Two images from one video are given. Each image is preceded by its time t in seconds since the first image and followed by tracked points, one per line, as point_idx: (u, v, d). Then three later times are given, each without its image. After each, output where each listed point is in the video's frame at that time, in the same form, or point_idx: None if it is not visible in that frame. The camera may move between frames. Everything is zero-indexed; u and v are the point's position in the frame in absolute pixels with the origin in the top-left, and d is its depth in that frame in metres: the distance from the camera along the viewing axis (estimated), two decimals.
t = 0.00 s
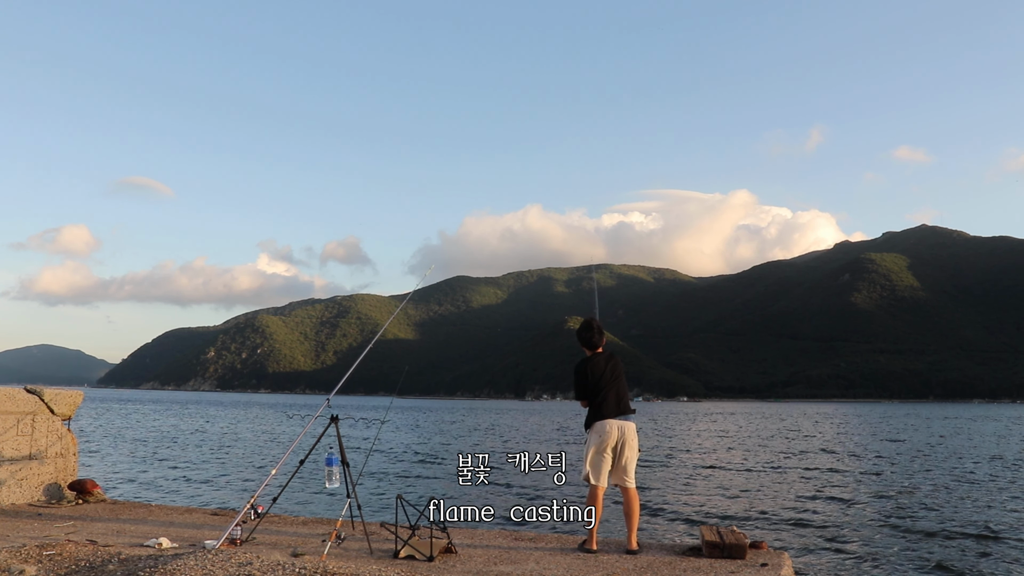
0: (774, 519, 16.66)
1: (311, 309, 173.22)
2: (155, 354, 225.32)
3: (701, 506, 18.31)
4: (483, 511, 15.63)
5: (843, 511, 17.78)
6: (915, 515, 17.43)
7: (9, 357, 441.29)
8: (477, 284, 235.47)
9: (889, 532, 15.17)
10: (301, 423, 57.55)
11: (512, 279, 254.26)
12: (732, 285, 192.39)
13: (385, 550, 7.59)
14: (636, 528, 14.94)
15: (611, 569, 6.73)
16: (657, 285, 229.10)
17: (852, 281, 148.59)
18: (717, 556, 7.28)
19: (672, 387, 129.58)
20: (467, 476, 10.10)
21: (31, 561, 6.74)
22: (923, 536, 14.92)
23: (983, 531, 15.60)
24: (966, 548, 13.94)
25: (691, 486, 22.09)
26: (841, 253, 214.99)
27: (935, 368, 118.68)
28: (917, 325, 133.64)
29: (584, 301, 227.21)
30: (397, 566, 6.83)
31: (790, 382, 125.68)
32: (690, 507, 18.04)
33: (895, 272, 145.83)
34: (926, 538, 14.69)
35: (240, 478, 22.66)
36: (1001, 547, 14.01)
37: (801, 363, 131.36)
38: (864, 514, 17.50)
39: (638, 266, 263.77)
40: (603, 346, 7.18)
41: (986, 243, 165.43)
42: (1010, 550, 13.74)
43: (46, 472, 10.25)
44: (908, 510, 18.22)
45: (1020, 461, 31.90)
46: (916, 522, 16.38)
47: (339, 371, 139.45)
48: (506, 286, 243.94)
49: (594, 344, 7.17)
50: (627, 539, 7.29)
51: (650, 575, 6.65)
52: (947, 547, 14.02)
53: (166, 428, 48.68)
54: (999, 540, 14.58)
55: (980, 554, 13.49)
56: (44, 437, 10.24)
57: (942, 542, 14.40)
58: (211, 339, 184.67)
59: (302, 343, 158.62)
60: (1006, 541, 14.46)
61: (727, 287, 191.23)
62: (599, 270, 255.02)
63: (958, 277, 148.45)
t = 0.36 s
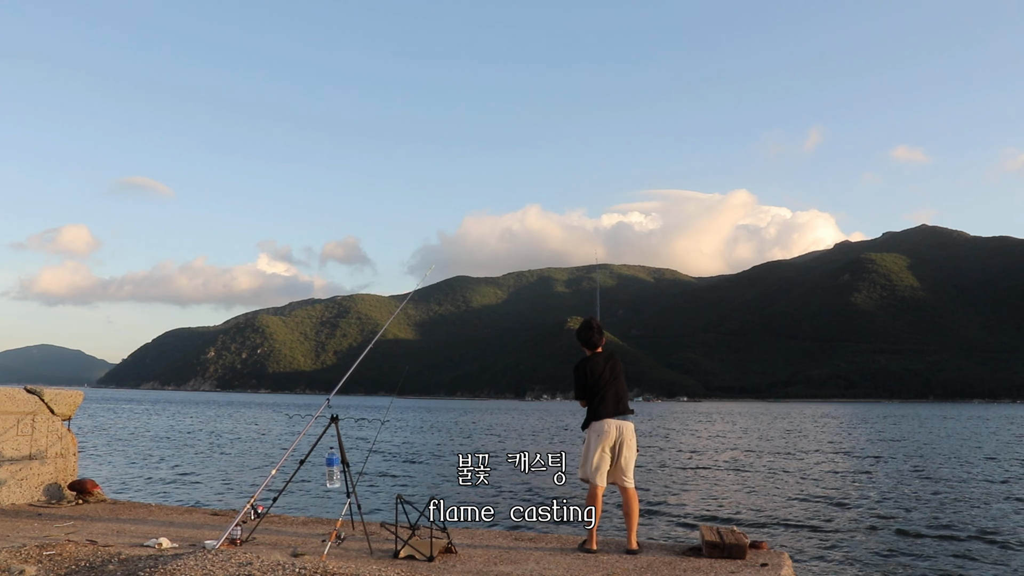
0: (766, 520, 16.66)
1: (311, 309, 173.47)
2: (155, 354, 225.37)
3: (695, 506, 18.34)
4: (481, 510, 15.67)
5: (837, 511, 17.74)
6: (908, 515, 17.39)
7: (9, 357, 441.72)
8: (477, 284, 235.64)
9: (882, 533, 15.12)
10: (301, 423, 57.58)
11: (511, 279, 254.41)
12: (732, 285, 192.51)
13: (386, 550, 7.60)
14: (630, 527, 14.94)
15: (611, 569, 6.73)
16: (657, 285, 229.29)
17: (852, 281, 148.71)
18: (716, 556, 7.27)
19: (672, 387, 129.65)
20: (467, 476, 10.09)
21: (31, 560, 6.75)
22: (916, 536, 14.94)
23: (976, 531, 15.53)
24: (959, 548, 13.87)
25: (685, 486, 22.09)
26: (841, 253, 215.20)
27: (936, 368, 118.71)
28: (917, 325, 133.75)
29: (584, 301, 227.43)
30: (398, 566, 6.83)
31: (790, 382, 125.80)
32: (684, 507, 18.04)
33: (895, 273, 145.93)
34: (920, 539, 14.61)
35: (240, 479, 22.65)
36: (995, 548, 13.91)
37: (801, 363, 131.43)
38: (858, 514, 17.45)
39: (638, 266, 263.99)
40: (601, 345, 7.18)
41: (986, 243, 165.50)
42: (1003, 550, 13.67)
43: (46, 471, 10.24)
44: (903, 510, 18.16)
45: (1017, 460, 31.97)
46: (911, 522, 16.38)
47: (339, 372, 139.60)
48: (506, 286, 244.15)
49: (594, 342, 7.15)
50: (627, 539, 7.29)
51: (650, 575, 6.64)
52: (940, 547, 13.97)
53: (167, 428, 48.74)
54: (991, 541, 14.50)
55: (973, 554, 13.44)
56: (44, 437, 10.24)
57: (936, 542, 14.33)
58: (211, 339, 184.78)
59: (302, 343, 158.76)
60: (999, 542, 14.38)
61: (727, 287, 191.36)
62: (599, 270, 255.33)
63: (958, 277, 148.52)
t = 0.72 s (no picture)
0: (763, 521, 16.48)
1: (311, 309, 173.59)
2: (156, 354, 225.42)
3: (693, 507, 18.18)
4: (482, 511, 15.65)
5: (836, 512, 17.57)
6: (907, 517, 17.20)
7: (9, 357, 441.90)
8: (477, 284, 235.69)
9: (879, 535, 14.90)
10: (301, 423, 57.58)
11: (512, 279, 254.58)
12: (732, 285, 192.60)
13: (386, 550, 7.59)
14: (638, 529, 14.85)
15: (611, 569, 6.73)
16: (656, 285, 229.36)
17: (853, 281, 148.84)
18: (717, 556, 7.27)
19: (672, 387, 129.69)
20: (467, 476, 10.09)
21: (31, 560, 6.74)
22: (909, 536, 14.91)
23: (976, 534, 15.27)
24: (959, 552, 13.66)
25: (683, 487, 21.99)
26: (841, 253, 215.34)
27: (936, 368, 118.70)
28: (917, 325, 133.84)
29: (584, 302, 227.62)
30: (398, 566, 6.83)
31: (790, 382, 125.77)
32: (684, 508, 17.88)
33: (895, 273, 146.09)
34: (917, 541, 14.41)
35: (239, 479, 22.66)
36: (993, 551, 13.70)
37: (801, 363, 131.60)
38: (856, 515, 17.29)
39: (638, 266, 264.20)
40: (602, 345, 7.17)
41: (985, 243, 165.58)
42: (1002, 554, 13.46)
43: (46, 472, 10.24)
44: (900, 511, 18.01)
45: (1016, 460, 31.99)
46: (904, 522, 16.36)
47: (339, 372, 139.64)
48: (506, 286, 244.30)
49: (594, 342, 7.15)
50: (627, 539, 7.30)
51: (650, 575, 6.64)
52: (937, 549, 13.78)
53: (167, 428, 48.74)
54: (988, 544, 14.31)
55: (971, 558, 13.25)
56: (44, 437, 10.23)
57: (933, 546, 14.12)
58: (211, 339, 184.85)
59: (302, 343, 158.84)
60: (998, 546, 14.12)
61: (727, 287, 191.46)
62: (599, 270, 255.41)
63: (958, 277, 148.61)
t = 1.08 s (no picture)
0: (759, 522, 16.35)
1: (311, 309, 173.82)
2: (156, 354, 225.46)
3: (689, 507, 18.08)
4: (482, 511, 15.65)
5: (833, 513, 17.57)
6: (904, 518, 17.03)
7: (9, 357, 441.86)
8: (477, 284, 235.82)
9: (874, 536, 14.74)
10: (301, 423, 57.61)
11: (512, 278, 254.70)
12: (732, 285, 192.62)
13: (386, 550, 7.59)
14: (639, 530, 14.80)
15: (612, 569, 6.72)
16: (657, 285, 229.50)
17: (852, 281, 148.89)
18: (717, 556, 7.27)
19: (672, 387, 129.68)
20: (467, 476, 10.09)
21: (31, 560, 6.74)
22: (904, 536, 14.85)
23: (973, 536, 15.07)
24: (958, 554, 13.46)
25: (680, 487, 21.93)
26: (841, 253, 215.38)
27: (935, 368, 118.60)
28: (917, 325, 133.86)
29: (584, 302, 227.75)
30: (398, 566, 6.84)
31: (790, 382, 125.80)
32: (682, 508, 17.84)
33: (895, 273, 146.15)
34: (912, 543, 14.27)
35: (239, 479, 22.69)
36: (990, 553, 13.52)
37: (801, 363, 131.55)
38: (853, 516, 17.15)
39: (638, 266, 264.31)
40: (602, 345, 7.18)
41: (986, 243, 165.56)
42: (1000, 556, 13.28)
43: (46, 472, 10.25)
44: (898, 512, 17.85)
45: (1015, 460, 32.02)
46: (901, 523, 16.33)
47: (339, 372, 139.69)
48: (506, 286, 244.39)
49: (595, 340, 7.16)
50: (627, 539, 7.30)
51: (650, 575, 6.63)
52: (934, 551, 13.62)
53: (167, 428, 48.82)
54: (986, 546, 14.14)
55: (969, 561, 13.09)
56: (44, 437, 10.23)
57: (928, 547, 13.97)
58: (211, 339, 184.88)
59: (302, 343, 158.90)
60: (997, 548, 13.93)
61: (727, 287, 191.48)
62: (599, 270, 255.62)
63: (958, 278, 148.55)
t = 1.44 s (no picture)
0: (753, 523, 16.22)
1: (311, 309, 173.96)
2: (156, 354, 225.38)
3: (685, 507, 18.00)
4: (482, 511, 15.64)
5: (829, 512, 17.59)
6: (900, 519, 16.89)
7: (10, 358, 442.12)
8: (476, 284, 235.88)
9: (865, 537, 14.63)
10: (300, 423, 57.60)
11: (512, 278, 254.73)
12: (732, 285, 192.72)
13: (385, 550, 7.59)
14: (639, 531, 14.73)
15: (612, 569, 6.71)
16: (657, 285, 229.61)
17: (853, 281, 148.96)
18: (716, 556, 7.27)
19: (672, 387, 129.66)
20: (468, 476, 10.09)
21: (31, 560, 6.74)
22: (898, 536, 14.89)
23: (967, 538, 14.89)
24: (951, 556, 13.29)
25: (677, 486, 21.90)
26: (841, 253, 215.55)
27: (935, 368, 118.56)
28: (917, 325, 133.88)
29: (584, 302, 227.87)
30: (398, 567, 6.83)
31: (790, 382, 125.79)
32: (679, 508, 17.89)
33: (896, 273, 146.18)
34: (901, 544, 14.13)
35: (239, 479, 22.69)
36: (983, 556, 13.35)
37: (801, 363, 131.57)
38: (847, 517, 17.03)
39: (638, 266, 264.44)
40: (602, 345, 7.18)
41: (986, 243, 165.64)
42: (992, 559, 13.14)
43: (46, 472, 10.25)
44: (894, 513, 17.70)
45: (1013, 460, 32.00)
46: (896, 522, 16.37)
47: (339, 372, 139.72)
48: (506, 286, 244.43)
49: (594, 341, 7.15)
50: (627, 539, 7.30)
51: (650, 575, 6.62)
52: (925, 554, 13.43)
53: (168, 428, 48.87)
54: (979, 548, 13.98)
55: (961, 563, 12.91)
56: (44, 437, 10.22)
57: (919, 549, 13.82)
58: (211, 339, 184.83)
59: (302, 343, 158.93)
60: (990, 550, 13.77)
61: (727, 287, 191.51)
62: (599, 270, 255.77)
63: (958, 278, 148.59)
